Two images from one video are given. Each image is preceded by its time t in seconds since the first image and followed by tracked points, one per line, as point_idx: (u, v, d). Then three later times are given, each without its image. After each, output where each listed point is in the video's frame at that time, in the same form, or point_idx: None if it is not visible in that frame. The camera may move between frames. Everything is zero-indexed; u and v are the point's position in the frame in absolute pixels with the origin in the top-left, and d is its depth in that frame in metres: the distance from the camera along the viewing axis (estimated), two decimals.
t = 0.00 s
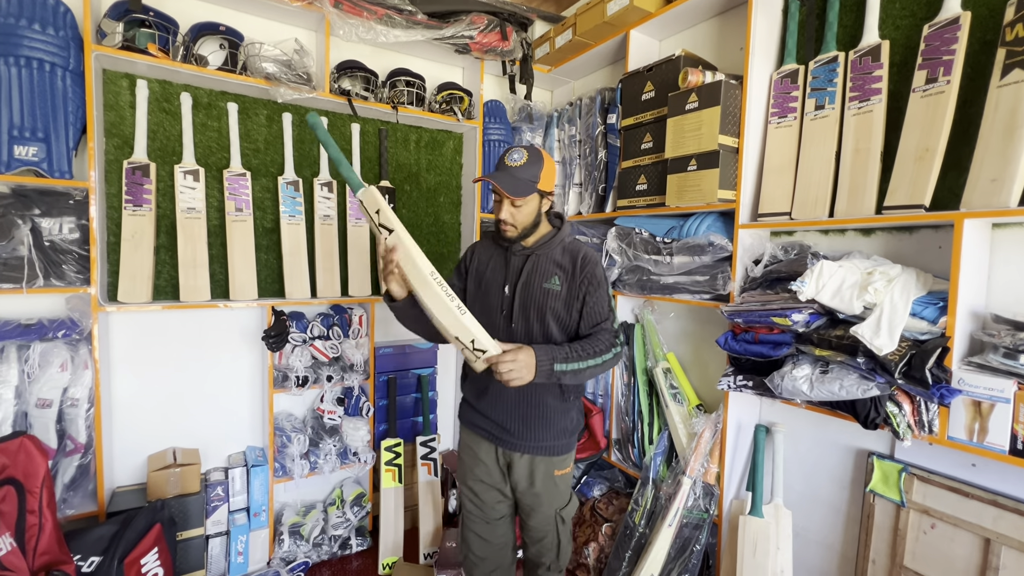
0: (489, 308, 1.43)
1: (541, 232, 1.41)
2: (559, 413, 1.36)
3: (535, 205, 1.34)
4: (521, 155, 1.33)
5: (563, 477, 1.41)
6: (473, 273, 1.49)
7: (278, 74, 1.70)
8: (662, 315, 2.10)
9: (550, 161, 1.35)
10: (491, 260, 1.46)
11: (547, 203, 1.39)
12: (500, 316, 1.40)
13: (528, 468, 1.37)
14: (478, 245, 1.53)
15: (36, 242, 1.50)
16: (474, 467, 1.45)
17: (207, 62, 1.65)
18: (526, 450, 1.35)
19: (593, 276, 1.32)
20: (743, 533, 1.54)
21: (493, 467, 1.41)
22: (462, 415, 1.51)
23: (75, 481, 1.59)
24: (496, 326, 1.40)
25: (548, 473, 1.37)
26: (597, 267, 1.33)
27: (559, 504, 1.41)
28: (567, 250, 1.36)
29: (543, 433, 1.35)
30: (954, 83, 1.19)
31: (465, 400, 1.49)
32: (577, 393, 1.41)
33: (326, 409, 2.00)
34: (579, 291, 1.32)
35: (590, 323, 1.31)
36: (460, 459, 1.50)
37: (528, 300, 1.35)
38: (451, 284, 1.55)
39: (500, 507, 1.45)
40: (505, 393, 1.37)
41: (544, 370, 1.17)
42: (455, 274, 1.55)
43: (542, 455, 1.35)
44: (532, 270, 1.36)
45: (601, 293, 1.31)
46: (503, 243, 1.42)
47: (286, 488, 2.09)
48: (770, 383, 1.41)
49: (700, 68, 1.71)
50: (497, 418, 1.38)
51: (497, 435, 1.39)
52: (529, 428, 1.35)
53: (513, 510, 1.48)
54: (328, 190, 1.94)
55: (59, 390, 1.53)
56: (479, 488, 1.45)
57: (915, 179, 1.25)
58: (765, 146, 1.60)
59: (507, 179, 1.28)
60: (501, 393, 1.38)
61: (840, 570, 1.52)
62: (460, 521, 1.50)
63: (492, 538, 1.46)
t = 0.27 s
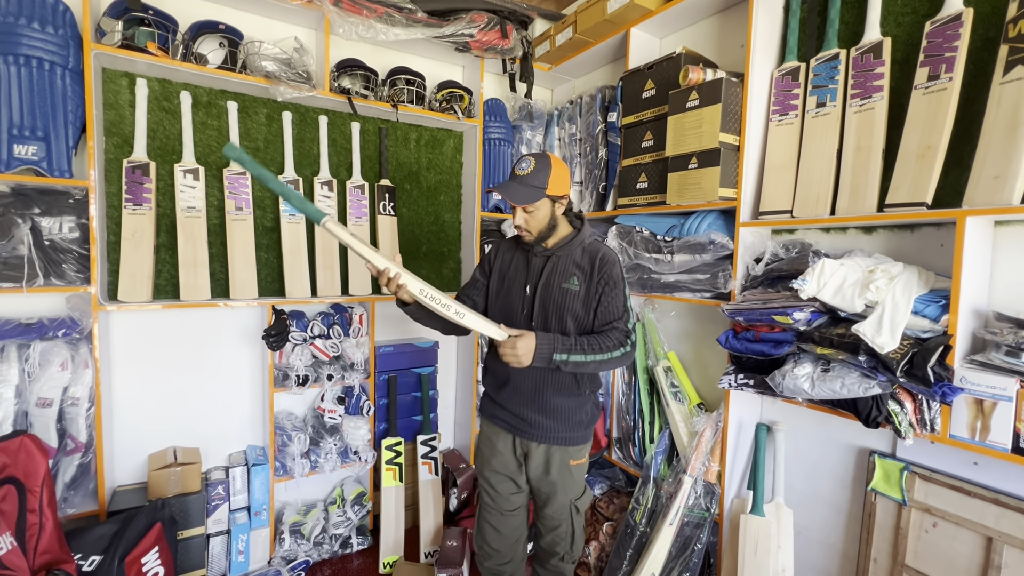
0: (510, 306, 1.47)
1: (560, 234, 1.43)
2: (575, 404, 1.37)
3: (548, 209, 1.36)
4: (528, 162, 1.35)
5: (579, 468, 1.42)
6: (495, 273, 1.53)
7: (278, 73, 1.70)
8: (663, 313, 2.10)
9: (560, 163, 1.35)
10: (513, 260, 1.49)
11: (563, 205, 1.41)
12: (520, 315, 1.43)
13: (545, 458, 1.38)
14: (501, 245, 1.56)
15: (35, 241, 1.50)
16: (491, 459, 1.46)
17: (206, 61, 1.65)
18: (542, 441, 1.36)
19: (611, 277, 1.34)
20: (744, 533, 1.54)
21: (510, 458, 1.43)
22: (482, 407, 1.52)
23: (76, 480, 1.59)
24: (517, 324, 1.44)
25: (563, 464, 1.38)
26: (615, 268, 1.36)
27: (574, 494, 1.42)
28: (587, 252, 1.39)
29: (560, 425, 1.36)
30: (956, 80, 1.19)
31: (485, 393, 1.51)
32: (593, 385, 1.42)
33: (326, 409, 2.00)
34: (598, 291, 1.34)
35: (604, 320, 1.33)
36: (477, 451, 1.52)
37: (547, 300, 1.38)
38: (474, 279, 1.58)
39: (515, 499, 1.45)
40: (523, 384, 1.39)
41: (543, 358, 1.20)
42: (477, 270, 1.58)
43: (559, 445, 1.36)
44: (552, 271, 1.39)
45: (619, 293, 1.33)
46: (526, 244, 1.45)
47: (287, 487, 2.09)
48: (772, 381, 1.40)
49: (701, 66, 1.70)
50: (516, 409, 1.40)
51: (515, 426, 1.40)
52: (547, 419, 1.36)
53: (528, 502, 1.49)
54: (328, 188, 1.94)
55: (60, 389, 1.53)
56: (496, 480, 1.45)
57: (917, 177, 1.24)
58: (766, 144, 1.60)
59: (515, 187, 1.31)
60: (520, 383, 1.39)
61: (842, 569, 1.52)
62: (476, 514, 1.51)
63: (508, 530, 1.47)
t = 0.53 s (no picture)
0: (522, 305, 1.47)
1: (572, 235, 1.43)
2: (586, 400, 1.37)
3: (557, 211, 1.36)
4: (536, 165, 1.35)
5: (591, 464, 1.42)
6: (508, 272, 1.53)
7: (279, 72, 1.70)
8: (665, 312, 2.10)
9: (568, 166, 1.35)
10: (527, 260, 1.50)
11: (573, 206, 1.41)
12: (532, 314, 1.44)
13: (556, 453, 1.39)
14: (515, 245, 1.56)
15: (37, 240, 1.50)
16: (503, 455, 1.47)
17: (208, 60, 1.65)
18: (554, 436, 1.36)
19: (621, 277, 1.34)
20: (746, 532, 1.54)
21: (521, 454, 1.43)
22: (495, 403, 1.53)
23: (79, 479, 1.59)
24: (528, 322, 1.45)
25: (574, 459, 1.38)
26: (627, 269, 1.35)
27: (585, 490, 1.42)
28: (599, 252, 1.38)
29: (571, 419, 1.36)
30: (960, 78, 1.18)
31: (498, 390, 1.52)
32: (604, 381, 1.42)
33: (328, 408, 2.01)
34: (608, 291, 1.34)
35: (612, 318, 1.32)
36: (488, 447, 1.52)
37: (559, 299, 1.39)
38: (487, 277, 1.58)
39: (525, 495, 1.45)
40: (534, 379, 1.39)
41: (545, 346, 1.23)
42: (491, 268, 1.58)
43: (570, 440, 1.37)
44: (564, 271, 1.39)
45: (629, 294, 1.33)
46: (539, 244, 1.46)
47: (288, 486, 2.09)
48: (774, 380, 1.40)
49: (703, 64, 1.69)
50: (527, 404, 1.40)
51: (527, 422, 1.41)
52: (558, 414, 1.37)
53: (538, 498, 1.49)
54: (329, 187, 1.94)
55: (62, 388, 1.53)
56: (507, 475, 1.46)
57: (920, 175, 1.24)
58: (769, 142, 1.59)
59: (523, 191, 1.32)
60: (531, 379, 1.40)
61: (844, 568, 1.52)
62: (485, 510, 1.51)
63: (518, 526, 1.47)
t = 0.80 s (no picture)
0: (528, 302, 1.48)
1: (578, 234, 1.43)
2: (591, 398, 1.38)
3: (563, 209, 1.37)
4: (541, 164, 1.36)
5: (595, 462, 1.42)
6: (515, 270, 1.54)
7: (282, 71, 1.71)
8: (667, 311, 2.10)
9: (574, 166, 1.36)
10: (533, 259, 1.50)
11: (578, 205, 1.42)
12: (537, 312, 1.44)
13: (561, 451, 1.39)
14: (522, 243, 1.57)
15: (43, 239, 1.51)
16: (507, 452, 1.47)
17: (211, 59, 1.66)
18: (558, 433, 1.37)
19: (625, 275, 1.33)
20: (748, 530, 1.54)
21: (525, 452, 1.44)
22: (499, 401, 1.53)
23: (84, 476, 1.61)
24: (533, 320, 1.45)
25: (578, 457, 1.39)
26: (631, 267, 1.35)
27: (588, 488, 1.42)
28: (604, 251, 1.38)
29: (575, 417, 1.37)
30: (964, 76, 1.18)
31: (503, 387, 1.52)
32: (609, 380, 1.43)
33: (331, 406, 2.02)
34: (613, 290, 1.33)
35: (616, 316, 1.32)
36: (493, 444, 1.53)
37: (564, 298, 1.39)
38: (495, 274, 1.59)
39: (528, 493, 1.46)
40: (540, 376, 1.40)
41: (546, 340, 1.24)
42: (498, 266, 1.59)
43: (574, 438, 1.37)
44: (570, 270, 1.39)
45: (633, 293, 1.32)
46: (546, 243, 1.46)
47: (291, 484, 2.10)
48: (776, 379, 1.40)
49: (705, 63, 1.69)
50: (532, 401, 1.41)
51: (531, 419, 1.41)
52: (563, 411, 1.37)
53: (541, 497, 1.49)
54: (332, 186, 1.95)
55: (67, 386, 1.54)
56: (510, 473, 1.46)
57: (924, 173, 1.23)
58: (772, 141, 1.59)
59: (530, 188, 1.32)
60: (537, 376, 1.41)
61: (847, 567, 1.51)
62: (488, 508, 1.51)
63: (520, 524, 1.47)
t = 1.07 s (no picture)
0: (527, 302, 1.48)
1: (577, 234, 1.44)
2: (591, 399, 1.38)
3: (564, 208, 1.37)
4: (541, 163, 1.36)
5: (594, 463, 1.43)
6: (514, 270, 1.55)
7: (285, 72, 1.72)
8: (669, 311, 2.10)
9: (574, 164, 1.37)
10: (532, 259, 1.51)
11: (579, 204, 1.42)
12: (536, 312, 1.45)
13: (560, 452, 1.40)
14: (522, 243, 1.58)
15: (48, 239, 1.52)
16: (506, 453, 1.47)
17: (214, 60, 1.67)
18: (558, 435, 1.37)
19: (624, 275, 1.34)
20: (749, 530, 1.55)
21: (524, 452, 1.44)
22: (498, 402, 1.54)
23: (88, 474, 1.62)
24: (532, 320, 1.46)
25: (578, 458, 1.39)
26: (630, 267, 1.35)
27: (587, 489, 1.43)
28: (603, 250, 1.39)
29: (575, 418, 1.37)
30: (966, 75, 1.17)
31: (501, 388, 1.53)
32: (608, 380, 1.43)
33: (333, 405, 2.03)
34: (611, 289, 1.34)
35: (614, 315, 1.32)
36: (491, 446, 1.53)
37: (563, 297, 1.39)
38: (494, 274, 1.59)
39: (527, 494, 1.46)
40: (539, 377, 1.40)
41: (543, 338, 1.24)
42: (497, 265, 1.59)
43: (573, 439, 1.37)
44: (569, 270, 1.39)
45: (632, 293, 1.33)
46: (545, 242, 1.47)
47: (294, 482, 2.11)
48: (777, 379, 1.40)
49: (707, 63, 1.69)
50: (531, 402, 1.41)
51: (530, 420, 1.41)
52: (562, 413, 1.37)
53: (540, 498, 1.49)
54: (335, 186, 1.95)
55: (72, 385, 1.55)
56: (509, 475, 1.47)
57: (925, 173, 1.23)
58: (773, 141, 1.59)
59: (530, 187, 1.33)
60: (536, 377, 1.41)
61: (848, 567, 1.52)
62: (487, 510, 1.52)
63: (520, 526, 1.47)
